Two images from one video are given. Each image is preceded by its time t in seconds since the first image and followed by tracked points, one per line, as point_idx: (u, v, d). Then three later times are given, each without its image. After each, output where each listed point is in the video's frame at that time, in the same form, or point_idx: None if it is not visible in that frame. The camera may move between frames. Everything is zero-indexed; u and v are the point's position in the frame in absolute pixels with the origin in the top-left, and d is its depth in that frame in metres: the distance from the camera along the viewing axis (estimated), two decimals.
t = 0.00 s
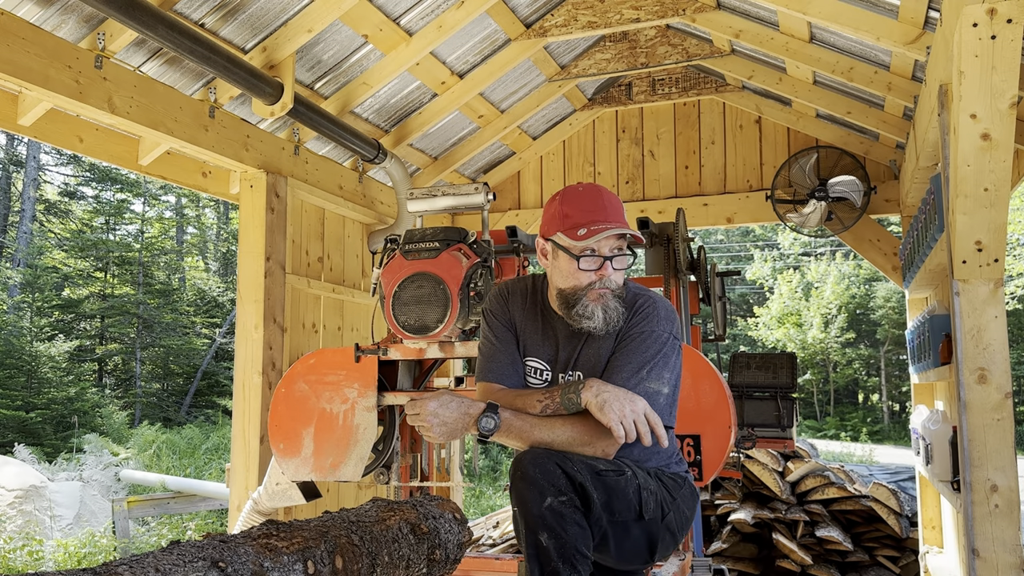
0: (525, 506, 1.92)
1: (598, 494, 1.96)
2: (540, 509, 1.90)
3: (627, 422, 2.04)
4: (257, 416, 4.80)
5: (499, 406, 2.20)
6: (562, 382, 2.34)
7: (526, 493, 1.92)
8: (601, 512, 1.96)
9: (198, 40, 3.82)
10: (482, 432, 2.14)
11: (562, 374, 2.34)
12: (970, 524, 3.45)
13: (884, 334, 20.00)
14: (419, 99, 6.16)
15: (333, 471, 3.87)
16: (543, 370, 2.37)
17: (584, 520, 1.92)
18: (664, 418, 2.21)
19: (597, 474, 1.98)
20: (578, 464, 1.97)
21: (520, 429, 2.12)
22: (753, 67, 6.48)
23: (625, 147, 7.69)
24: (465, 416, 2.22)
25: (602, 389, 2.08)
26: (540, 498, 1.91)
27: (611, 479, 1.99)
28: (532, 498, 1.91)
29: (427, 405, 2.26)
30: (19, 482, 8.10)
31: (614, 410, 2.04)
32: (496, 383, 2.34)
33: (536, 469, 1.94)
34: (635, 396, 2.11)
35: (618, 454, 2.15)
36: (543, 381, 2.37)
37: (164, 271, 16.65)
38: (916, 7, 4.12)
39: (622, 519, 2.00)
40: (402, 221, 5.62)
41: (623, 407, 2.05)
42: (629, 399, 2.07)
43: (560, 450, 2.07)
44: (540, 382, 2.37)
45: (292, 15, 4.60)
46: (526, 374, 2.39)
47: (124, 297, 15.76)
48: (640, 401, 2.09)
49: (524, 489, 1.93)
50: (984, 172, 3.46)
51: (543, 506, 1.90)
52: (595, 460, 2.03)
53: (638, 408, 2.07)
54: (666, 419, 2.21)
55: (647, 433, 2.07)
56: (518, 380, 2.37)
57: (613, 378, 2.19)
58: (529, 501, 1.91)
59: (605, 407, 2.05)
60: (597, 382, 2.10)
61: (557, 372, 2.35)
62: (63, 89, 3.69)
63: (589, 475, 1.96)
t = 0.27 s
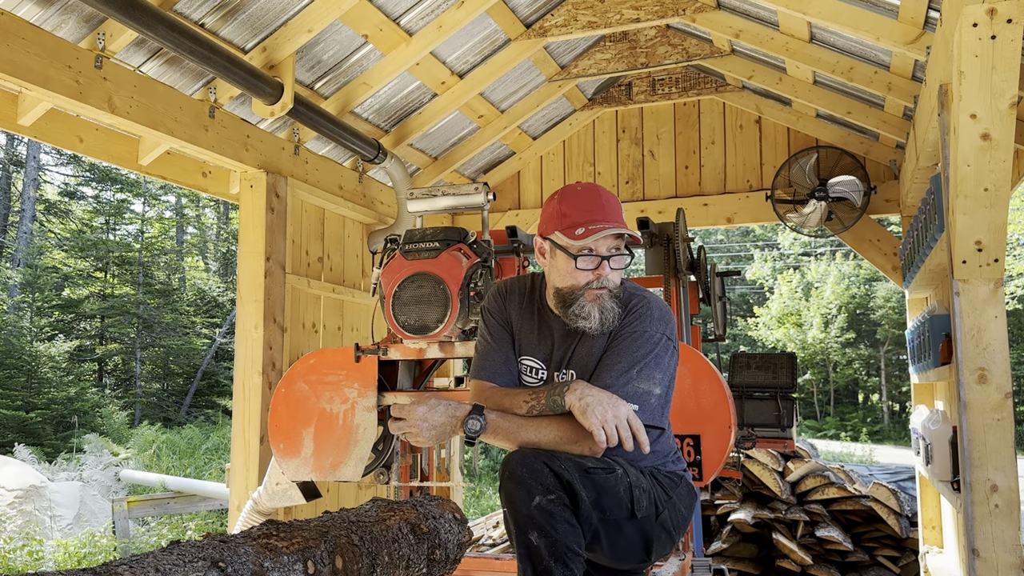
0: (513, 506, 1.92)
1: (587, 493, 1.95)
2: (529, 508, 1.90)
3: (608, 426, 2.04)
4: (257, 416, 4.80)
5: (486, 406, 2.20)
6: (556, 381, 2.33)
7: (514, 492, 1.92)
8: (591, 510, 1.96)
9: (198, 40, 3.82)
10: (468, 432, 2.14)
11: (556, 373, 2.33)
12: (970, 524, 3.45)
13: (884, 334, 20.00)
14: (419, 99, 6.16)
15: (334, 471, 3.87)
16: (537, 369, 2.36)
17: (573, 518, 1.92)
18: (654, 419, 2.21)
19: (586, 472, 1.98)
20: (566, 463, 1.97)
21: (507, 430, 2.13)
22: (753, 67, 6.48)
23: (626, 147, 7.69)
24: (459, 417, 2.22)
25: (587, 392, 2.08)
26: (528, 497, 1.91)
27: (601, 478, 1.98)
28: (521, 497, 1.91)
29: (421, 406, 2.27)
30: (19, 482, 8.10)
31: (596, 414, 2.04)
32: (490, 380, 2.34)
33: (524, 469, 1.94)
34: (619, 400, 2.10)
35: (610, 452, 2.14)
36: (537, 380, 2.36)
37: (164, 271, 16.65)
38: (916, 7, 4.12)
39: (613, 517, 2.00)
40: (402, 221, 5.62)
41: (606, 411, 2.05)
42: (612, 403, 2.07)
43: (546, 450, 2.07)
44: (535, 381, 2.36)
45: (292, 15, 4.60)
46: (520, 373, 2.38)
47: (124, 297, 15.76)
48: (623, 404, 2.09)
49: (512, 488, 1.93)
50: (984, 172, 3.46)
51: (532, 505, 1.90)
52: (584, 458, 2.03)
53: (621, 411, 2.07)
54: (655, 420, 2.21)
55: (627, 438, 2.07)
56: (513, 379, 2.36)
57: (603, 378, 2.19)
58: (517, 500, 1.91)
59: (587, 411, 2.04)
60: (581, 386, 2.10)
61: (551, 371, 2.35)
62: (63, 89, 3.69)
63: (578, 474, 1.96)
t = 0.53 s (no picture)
0: (511, 505, 1.92)
1: (585, 493, 1.96)
2: (527, 507, 1.90)
3: (630, 411, 2.01)
4: (257, 416, 4.80)
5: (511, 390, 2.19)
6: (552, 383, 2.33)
7: (513, 491, 1.93)
8: (589, 510, 1.96)
9: (198, 39, 3.82)
10: (489, 409, 2.14)
11: (552, 374, 2.33)
12: (970, 524, 3.45)
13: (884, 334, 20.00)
14: (419, 99, 6.16)
15: (333, 471, 3.87)
16: (535, 370, 2.37)
17: (572, 518, 1.93)
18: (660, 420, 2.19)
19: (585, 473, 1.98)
20: (564, 463, 1.97)
21: (523, 417, 2.12)
22: (753, 67, 6.48)
23: (625, 147, 7.69)
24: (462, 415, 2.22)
25: (606, 382, 2.08)
26: (526, 496, 1.91)
27: (600, 478, 1.98)
28: (519, 496, 1.91)
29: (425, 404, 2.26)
30: (19, 482, 8.10)
31: (617, 399, 2.03)
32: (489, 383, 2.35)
33: (522, 468, 1.94)
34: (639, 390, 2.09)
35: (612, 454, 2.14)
36: (536, 381, 2.36)
37: (164, 271, 16.65)
38: (916, 7, 4.12)
39: (612, 517, 2.01)
40: (402, 221, 5.63)
41: (627, 396, 2.04)
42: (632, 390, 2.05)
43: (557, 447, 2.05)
44: (534, 382, 2.37)
45: (292, 15, 4.60)
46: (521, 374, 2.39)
47: (124, 297, 15.76)
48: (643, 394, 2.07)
49: (510, 487, 1.93)
50: (984, 172, 3.46)
51: (530, 504, 1.90)
52: (584, 458, 2.03)
53: (642, 399, 2.05)
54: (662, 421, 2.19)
55: (649, 426, 2.02)
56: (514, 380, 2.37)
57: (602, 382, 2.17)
58: (515, 499, 1.91)
59: (608, 395, 2.03)
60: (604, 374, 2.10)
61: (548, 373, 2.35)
62: (63, 89, 3.69)
63: (576, 474, 1.96)
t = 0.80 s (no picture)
0: (510, 504, 1.92)
1: (584, 493, 1.96)
2: (526, 506, 1.90)
3: (619, 419, 2.02)
4: (257, 416, 4.80)
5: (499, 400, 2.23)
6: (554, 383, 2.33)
7: (511, 491, 1.92)
8: (588, 510, 1.96)
9: (198, 40, 3.82)
10: (479, 417, 2.17)
11: (555, 375, 2.34)
12: (970, 524, 3.45)
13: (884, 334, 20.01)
14: (419, 99, 6.16)
15: (333, 471, 3.87)
16: (537, 371, 2.37)
17: (571, 517, 1.93)
18: (659, 419, 2.19)
19: (584, 472, 1.98)
20: (563, 462, 1.97)
21: (514, 426, 2.13)
22: (753, 67, 6.48)
23: (625, 147, 7.69)
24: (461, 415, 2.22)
25: (594, 388, 2.07)
26: (525, 495, 1.91)
27: (599, 478, 1.98)
28: (518, 496, 1.91)
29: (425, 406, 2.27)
30: (19, 482, 8.10)
31: (605, 407, 2.02)
32: (491, 384, 2.36)
33: (521, 467, 1.94)
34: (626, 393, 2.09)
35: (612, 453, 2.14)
36: (538, 382, 2.37)
37: (164, 271, 16.65)
38: (916, 7, 4.12)
39: (611, 517, 2.00)
40: (402, 221, 5.63)
41: (615, 404, 2.03)
42: (620, 396, 2.05)
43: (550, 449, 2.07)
44: (536, 382, 2.37)
45: (292, 15, 4.60)
46: (523, 375, 2.39)
47: (124, 297, 15.76)
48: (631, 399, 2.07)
49: (509, 486, 1.93)
50: (983, 172, 3.46)
51: (529, 503, 1.90)
52: (583, 458, 2.03)
53: (630, 404, 2.05)
54: (660, 419, 2.19)
55: (639, 431, 2.04)
56: (516, 381, 2.37)
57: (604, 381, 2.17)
58: (514, 499, 1.91)
59: (596, 404, 2.03)
60: (590, 381, 2.09)
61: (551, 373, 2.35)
62: (63, 89, 3.68)
63: (575, 473, 1.96)
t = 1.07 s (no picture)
0: (512, 505, 1.92)
1: (586, 494, 1.95)
2: (528, 508, 1.90)
3: (608, 424, 2.02)
4: (257, 416, 4.80)
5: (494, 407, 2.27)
6: (554, 382, 2.33)
7: (514, 492, 1.92)
8: (590, 511, 1.96)
9: (198, 40, 3.82)
10: (473, 421, 2.20)
11: (554, 374, 2.34)
12: (970, 524, 3.45)
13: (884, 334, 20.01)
14: (419, 99, 6.16)
15: (333, 471, 3.87)
16: (537, 371, 2.37)
17: (573, 518, 1.93)
18: (658, 418, 2.18)
19: (586, 473, 1.98)
20: (565, 463, 1.97)
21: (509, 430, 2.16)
22: (753, 67, 6.48)
23: (625, 147, 7.69)
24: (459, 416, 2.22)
25: (585, 392, 2.08)
26: (528, 497, 1.91)
27: (600, 479, 1.98)
28: (520, 497, 1.91)
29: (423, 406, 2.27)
30: (19, 482, 8.10)
31: (594, 413, 2.03)
32: (491, 384, 2.36)
33: (523, 469, 1.94)
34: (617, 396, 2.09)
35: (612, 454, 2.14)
36: (538, 382, 2.37)
37: (164, 271, 16.65)
38: (916, 7, 4.12)
39: (613, 518, 2.00)
40: (402, 221, 5.63)
41: (604, 409, 2.04)
42: (609, 400, 2.06)
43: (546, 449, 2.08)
44: (536, 382, 2.37)
45: (292, 15, 4.60)
46: (523, 375, 2.40)
47: (124, 297, 15.76)
48: (621, 402, 2.07)
49: (511, 488, 1.93)
50: (984, 172, 3.46)
51: (532, 505, 1.90)
52: (584, 459, 2.03)
53: (619, 408, 2.05)
54: (660, 420, 2.19)
55: (628, 435, 2.05)
56: (516, 381, 2.38)
57: (601, 379, 2.17)
58: (516, 500, 1.91)
59: (585, 410, 2.04)
60: (580, 385, 2.10)
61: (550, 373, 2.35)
62: (63, 89, 3.69)
63: (577, 474, 1.96)
